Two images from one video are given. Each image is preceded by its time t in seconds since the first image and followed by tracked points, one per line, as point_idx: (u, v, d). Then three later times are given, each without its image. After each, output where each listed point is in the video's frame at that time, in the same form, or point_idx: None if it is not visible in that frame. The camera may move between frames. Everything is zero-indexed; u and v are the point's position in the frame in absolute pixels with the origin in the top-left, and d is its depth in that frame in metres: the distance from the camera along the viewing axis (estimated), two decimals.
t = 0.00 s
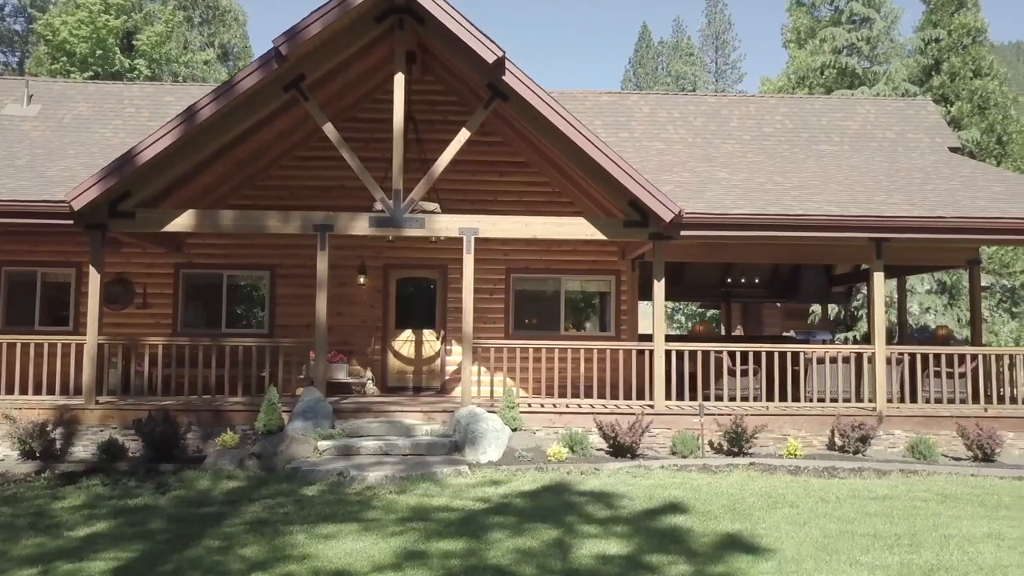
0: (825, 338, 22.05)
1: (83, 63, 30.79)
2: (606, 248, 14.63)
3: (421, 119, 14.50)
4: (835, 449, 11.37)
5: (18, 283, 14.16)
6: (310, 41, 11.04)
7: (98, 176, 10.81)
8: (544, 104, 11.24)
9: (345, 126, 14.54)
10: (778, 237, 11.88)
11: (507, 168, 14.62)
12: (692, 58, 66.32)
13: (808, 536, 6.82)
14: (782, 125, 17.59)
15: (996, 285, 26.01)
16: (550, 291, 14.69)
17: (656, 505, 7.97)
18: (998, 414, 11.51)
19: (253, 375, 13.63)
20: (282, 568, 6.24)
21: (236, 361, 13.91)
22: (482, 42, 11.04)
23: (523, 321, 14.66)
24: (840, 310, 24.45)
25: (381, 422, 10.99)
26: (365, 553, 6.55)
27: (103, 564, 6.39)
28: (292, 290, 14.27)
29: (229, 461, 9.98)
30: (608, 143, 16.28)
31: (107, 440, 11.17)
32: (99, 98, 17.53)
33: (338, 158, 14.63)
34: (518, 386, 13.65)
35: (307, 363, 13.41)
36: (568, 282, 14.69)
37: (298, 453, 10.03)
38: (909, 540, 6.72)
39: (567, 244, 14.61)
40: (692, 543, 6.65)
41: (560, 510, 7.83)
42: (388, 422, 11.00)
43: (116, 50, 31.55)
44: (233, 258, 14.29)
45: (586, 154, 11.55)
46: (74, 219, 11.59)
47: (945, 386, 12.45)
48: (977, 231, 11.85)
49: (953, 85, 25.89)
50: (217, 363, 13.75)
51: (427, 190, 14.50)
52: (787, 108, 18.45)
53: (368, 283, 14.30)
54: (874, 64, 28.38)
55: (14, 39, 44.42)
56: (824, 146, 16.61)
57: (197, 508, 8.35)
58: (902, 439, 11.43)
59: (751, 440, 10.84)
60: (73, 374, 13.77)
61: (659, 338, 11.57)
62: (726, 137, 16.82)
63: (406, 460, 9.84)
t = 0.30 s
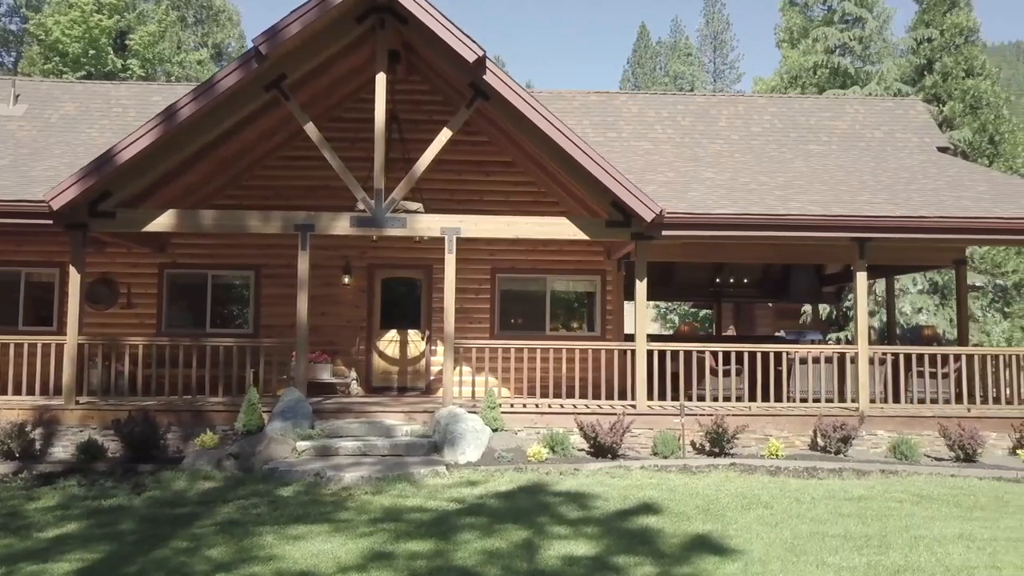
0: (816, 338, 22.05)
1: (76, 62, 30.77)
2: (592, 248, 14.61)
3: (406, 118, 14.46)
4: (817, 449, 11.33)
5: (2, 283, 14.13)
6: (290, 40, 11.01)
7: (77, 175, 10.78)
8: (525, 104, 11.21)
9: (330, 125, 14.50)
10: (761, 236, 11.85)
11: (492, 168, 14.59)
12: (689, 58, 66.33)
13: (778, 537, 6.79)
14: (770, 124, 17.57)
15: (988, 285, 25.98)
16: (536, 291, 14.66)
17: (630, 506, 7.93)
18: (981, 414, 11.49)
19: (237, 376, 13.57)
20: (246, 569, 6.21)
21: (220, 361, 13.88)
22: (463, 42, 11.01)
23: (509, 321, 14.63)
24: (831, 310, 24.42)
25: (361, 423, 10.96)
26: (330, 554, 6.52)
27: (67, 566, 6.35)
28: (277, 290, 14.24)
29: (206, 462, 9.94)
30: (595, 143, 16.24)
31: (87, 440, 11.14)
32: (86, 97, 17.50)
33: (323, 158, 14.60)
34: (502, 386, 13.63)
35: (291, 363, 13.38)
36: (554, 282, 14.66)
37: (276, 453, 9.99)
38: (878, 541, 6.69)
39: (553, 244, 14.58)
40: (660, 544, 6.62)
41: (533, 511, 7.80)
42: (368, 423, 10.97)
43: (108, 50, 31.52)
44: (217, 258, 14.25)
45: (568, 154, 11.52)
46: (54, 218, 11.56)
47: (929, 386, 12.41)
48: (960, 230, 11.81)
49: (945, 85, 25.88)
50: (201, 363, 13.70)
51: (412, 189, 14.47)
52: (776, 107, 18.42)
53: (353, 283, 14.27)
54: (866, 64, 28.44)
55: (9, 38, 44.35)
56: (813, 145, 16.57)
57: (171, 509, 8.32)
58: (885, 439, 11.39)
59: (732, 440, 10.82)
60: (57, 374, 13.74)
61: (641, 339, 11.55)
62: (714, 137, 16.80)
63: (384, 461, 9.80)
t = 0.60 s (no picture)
0: (808, 338, 22.03)
1: (69, 62, 30.75)
2: (579, 248, 14.60)
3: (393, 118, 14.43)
4: (801, 450, 11.31)
5: None
6: (272, 40, 10.97)
7: (59, 175, 10.75)
8: (508, 104, 11.19)
9: (317, 125, 14.47)
10: (746, 236, 11.83)
11: (479, 168, 14.56)
12: (686, 58, 66.33)
13: (751, 538, 6.77)
14: (760, 124, 17.54)
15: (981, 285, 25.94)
16: (523, 291, 14.65)
17: (606, 506, 7.91)
18: (966, 414, 11.47)
19: (223, 376, 13.53)
20: (214, 570, 6.19)
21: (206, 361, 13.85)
22: (446, 42, 10.99)
23: (496, 321, 14.61)
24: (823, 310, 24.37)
25: (343, 423, 10.94)
26: (301, 556, 6.50)
27: (35, 566, 6.33)
28: (263, 290, 14.22)
29: (187, 463, 9.91)
30: (584, 143, 16.21)
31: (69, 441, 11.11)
32: (74, 97, 17.47)
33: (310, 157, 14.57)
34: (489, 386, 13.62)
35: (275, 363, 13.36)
36: (541, 282, 14.64)
37: (256, 454, 9.97)
38: (852, 542, 6.67)
39: (540, 244, 14.57)
40: (633, 546, 6.60)
41: (509, 511, 7.78)
42: (351, 423, 10.95)
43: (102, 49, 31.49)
44: (204, 258, 14.22)
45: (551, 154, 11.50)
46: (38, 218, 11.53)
47: (915, 386, 12.41)
48: (946, 230, 11.78)
49: (938, 85, 25.89)
50: (187, 362, 13.68)
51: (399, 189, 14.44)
52: (766, 107, 18.39)
53: (339, 283, 14.25)
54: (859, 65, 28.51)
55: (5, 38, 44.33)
56: (803, 145, 16.53)
57: (148, 509, 8.29)
58: (870, 439, 11.37)
59: (716, 441, 10.79)
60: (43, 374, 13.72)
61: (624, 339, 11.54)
62: (703, 136, 16.77)
63: (364, 462, 9.78)
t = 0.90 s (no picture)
0: (801, 338, 22.01)
1: (63, 62, 30.70)
2: (568, 248, 14.59)
3: (382, 118, 14.40)
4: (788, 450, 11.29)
5: None
6: (258, 39, 10.92)
7: (43, 175, 10.72)
8: (494, 103, 11.16)
9: (306, 125, 14.44)
10: (733, 236, 11.80)
11: (468, 168, 14.54)
12: (684, 58, 66.32)
13: (728, 538, 6.76)
14: (751, 123, 17.53)
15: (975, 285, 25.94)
16: (512, 291, 14.63)
17: (586, 507, 7.89)
18: (952, 414, 11.46)
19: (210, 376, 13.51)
20: (187, 571, 6.17)
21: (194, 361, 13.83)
22: (431, 42, 10.96)
23: (485, 321, 14.58)
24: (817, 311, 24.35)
25: (328, 424, 10.92)
26: (276, 556, 6.48)
27: (8, 567, 6.32)
28: (251, 290, 14.20)
29: (170, 463, 9.89)
30: (574, 143, 16.19)
31: (54, 441, 11.09)
32: (65, 97, 17.45)
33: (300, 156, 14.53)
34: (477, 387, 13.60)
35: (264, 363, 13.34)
36: (530, 282, 14.63)
37: (240, 455, 9.95)
38: (829, 543, 6.64)
39: (529, 244, 14.55)
40: (609, 546, 6.58)
41: (488, 512, 7.75)
42: (336, 424, 10.93)
43: (96, 49, 31.49)
44: (192, 258, 14.19)
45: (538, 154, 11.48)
46: (23, 218, 11.50)
47: (903, 386, 12.40)
48: (934, 230, 11.76)
49: (932, 85, 25.87)
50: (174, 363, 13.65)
51: (388, 189, 14.42)
52: (757, 107, 18.35)
53: (328, 283, 14.23)
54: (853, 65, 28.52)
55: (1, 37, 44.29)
56: (794, 144, 16.50)
57: (127, 509, 8.27)
58: (857, 439, 11.35)
59: (702, 441, 10.76)
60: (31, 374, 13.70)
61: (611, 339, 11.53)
62: (694, 136, 16.74)
63: (348, 462, 9.75)
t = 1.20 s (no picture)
0: (795, 338, 21.97)
1: (58, 61, 30.63)
2: (558, 248, 14.56)
3: (372, 118, 14.36)
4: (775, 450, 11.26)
5: None
6: (243, 38, 10.87)
7: (28, 174, 10.68)
8: (481, 102, 11.13)
9: (296, 125, 14.40)
10: (720, 236, 11.77)
11: (457, 168, 14.51)
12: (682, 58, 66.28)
13: (707, 539, 6.72)
14: (743, 123, 17.50)
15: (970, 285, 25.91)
16: (501, 291, 14.60)
17: (567, 507, 7.86)
18: (940, 414, 11.44)
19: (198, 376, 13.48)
20: (160, 572, 6.13)
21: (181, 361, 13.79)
22: (417, 41, 10.92)
23: (474, 321, 14.55)
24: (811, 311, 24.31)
25: (313, 424, 10.89)
26: (251, 557, 6.45)
27: None
28: (239, 290, 14.17)
29: (153, 464, 9.86)
30: (564, 142, 16.15)
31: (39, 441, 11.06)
32: (55, 96, 17.41)
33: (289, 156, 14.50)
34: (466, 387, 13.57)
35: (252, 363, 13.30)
36: (520, 282, 14.60)
37: (224, 455, 9.92)
38: (808, 544, 6.61)
39: (518, 244, 14.52)
40: (586, 547, 6.54)
41: (468, 513, 7.71)
42: (321, 424, 10.90)
43: (90, 48, 31.44)
44: (180, 258, 14.16)
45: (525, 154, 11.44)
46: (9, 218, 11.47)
47: (891, 386, 12.37)
48: (922, 230, 11.72)
49: (927, 84, 25.84)
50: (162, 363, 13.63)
51: (377, 189, 14.38)
52: (749, 107, 18.31)
53: (316, 283, 14.19)
54: (848, 65, 28.51)
55: None
56: (786, 144, 16.46)
57: (108, 510, 8.24)
58: (844, 439, 11.33)
59: (688, 441, 10.73)
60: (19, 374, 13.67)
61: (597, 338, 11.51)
62: (685, 135, 16.70)
63: (331, 463, 9.72)
